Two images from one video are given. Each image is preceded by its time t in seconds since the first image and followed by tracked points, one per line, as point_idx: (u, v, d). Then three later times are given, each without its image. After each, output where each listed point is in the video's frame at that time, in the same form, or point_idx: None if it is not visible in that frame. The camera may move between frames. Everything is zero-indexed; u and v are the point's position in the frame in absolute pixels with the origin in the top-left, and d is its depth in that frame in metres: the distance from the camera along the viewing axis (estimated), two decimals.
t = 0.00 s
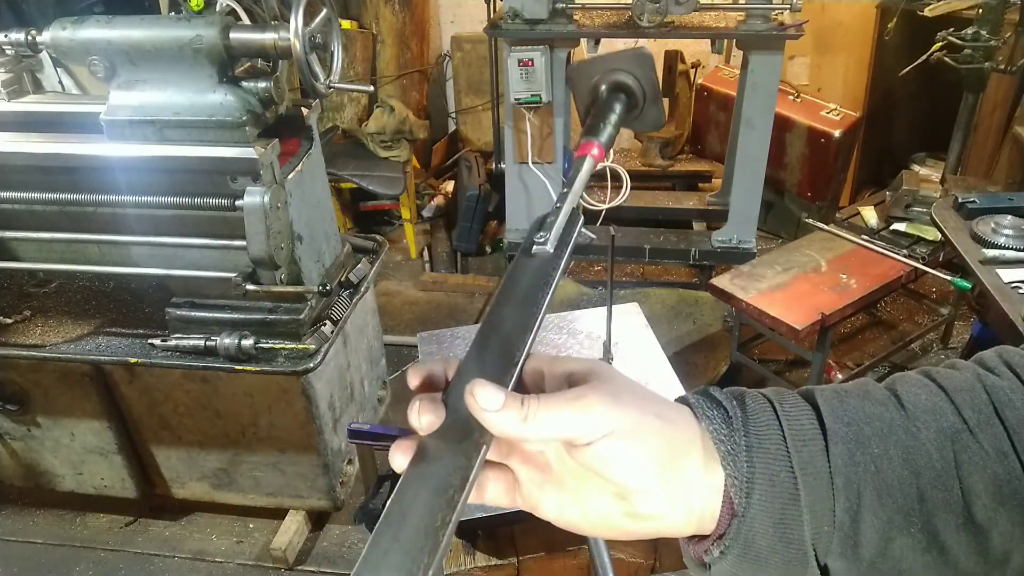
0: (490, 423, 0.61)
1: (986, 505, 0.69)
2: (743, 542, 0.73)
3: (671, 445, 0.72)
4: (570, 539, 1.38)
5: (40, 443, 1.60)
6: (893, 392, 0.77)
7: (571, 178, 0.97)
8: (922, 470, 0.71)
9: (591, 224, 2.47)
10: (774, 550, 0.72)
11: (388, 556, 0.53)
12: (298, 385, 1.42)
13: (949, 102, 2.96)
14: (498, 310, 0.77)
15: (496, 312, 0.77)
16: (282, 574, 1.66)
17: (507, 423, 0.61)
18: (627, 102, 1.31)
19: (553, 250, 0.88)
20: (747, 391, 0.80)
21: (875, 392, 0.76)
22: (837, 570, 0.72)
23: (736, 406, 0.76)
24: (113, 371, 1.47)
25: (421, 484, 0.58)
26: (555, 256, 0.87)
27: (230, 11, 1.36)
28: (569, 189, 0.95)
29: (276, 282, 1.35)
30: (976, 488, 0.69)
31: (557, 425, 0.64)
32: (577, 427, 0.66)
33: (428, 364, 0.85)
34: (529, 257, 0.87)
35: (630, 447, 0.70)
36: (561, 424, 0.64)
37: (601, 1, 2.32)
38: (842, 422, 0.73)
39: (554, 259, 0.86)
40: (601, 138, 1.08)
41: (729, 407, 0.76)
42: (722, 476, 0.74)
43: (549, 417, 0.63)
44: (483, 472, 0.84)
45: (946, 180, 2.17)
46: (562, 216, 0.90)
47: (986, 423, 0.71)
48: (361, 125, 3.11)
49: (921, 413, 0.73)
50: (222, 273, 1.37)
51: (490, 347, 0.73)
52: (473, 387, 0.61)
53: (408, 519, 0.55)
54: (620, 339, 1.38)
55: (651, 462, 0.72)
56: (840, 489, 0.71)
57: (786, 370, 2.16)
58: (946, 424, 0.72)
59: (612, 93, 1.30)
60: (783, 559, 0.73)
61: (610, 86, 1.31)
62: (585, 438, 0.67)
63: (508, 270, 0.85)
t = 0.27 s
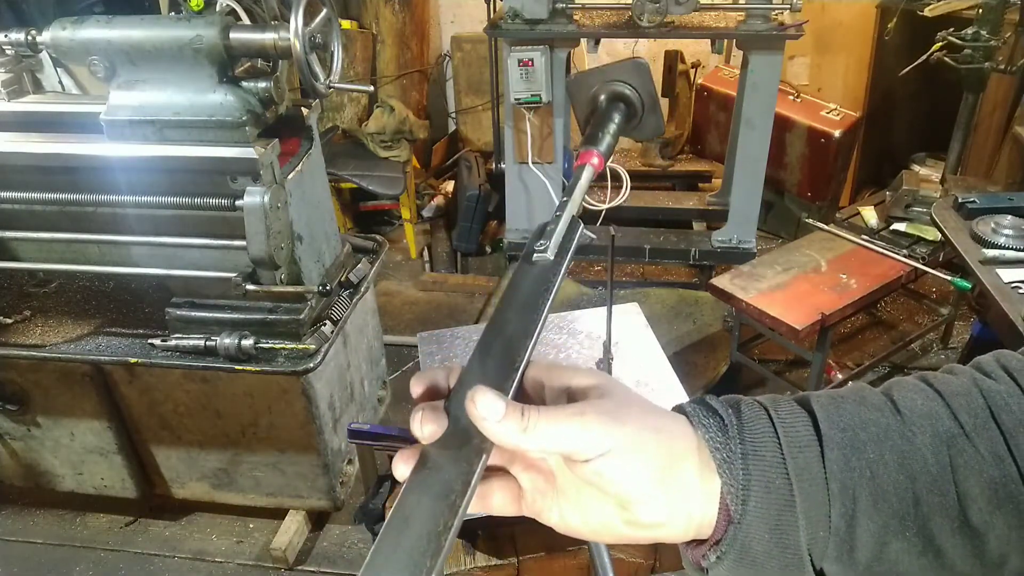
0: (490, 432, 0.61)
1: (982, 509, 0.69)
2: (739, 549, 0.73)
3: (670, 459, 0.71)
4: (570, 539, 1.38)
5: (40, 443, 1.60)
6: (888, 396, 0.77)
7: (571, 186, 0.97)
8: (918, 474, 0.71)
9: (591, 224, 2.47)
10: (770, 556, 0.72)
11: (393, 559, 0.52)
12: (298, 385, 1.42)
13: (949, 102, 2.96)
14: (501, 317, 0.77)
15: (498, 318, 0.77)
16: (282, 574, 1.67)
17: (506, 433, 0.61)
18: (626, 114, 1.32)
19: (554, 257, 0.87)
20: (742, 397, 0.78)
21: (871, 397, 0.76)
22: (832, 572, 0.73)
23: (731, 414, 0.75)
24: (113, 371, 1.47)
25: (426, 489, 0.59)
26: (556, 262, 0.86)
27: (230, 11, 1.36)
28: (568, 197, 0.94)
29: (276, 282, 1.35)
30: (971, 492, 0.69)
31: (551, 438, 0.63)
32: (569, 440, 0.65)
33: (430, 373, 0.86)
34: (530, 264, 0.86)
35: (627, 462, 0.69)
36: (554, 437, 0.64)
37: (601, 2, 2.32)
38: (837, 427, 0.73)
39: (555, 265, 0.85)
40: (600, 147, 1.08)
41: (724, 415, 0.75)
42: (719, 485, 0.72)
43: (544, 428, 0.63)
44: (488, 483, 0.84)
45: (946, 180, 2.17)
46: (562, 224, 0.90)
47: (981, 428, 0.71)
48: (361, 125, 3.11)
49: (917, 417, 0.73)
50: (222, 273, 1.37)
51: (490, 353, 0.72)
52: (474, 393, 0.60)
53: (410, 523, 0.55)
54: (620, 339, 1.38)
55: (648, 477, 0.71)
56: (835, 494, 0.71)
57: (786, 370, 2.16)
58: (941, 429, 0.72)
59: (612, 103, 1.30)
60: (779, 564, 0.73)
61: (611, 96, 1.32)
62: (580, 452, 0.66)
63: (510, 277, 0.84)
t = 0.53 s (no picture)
0: (485, 436, 0.60)
1: (982, 503, 0.69)
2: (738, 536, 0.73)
3: (667, 442, 0.73)
4: (569, 539, 1.38)
5: (40, 443, 1.60)
6: (890, 390, 0.77)
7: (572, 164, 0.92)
8: (918, 467, 0.71)
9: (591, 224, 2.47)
10: (769, 543, 0.72)
11: (381, 560, 0.52)
12: (298, 385, 1.42)
13: (949, 102, 2.96)
14: (496, 304, 0.75)
15: (494, 305, 0.75)
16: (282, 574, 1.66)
17: (504, 433, 0.60)
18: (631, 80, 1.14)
19: (553, 240, 0.84)
20: (745, 387, 0.79)
21: (873, 391, 0.76)
22: (832, 565, 0.73)
23: (733, 402, 0.76)
24: (113, 371, 1.47)
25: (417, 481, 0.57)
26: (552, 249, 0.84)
27: (230, 11, 1.36)
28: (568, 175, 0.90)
29: (276, 282, 1.35)
30: (972, 485, 0.69)
31: (548, 431, 0.64)
32: (569, 430, 0.66)
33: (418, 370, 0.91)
34: (528, 246, 0.84)
35: (626, 446, 0.71)
36: (554, 429, 0.64)
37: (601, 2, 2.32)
38: (839, 418, 0.73)
39: (551, 252, 0.83)
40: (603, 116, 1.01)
41: (725, 403, 0.76)
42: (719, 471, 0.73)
43: (542, 425, 0.63)
44: (497, 484, 0.91)
45: (946, 180, 2.17)
46: (560, 207, 0.87)
47: (982, 422, 0.71)
48: (361, 125, 3.11)
49: (919, 411, 0.73)
50: (222, 273, 1.37)
51: (486, 347, 0.70)
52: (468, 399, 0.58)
53: (401, 523, 0.54)
54: (620, 339, 1.38)
55: (647, 462, 0.73)
56: (836, 484, 0.71)
57: (786, 370, 2.16)
58: (943, 422, 0.72)
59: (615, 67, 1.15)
60: (777, 553, 0.72)
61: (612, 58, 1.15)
62: (580, 441, 0.67)
63: (507, 260, 0.82)
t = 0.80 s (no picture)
0: (485, 422, 0.59)
1: (978, 493, 0.68)
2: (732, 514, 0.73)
3: (663, 421, 0.73)
4: (570, 538, 1.38)
5: (40, 443, 1.60)
6: (891, 378, 0.77)
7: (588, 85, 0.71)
8: (915, 454, 0.70)
9: (591, 224, 2.47)
10: (763, 523, 0.72)
11: (381, 555, 0.55)
12: (298, 385, 1.42)
13: (949, 102, 2.96)
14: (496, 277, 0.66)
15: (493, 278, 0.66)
16: (282, 574, 1.66)
17: (507, 419, 0.59)
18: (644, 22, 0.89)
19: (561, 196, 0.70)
20: (744, 369, 0.80)
21: (873, 378, 0.77)
22: (824, 547, 0.73)
23: (731, 381, 0.77)
24: (113, 371, 1.47)
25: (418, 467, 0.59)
26: (562, 204, 0.70)
27: (230, 11, 1.36)
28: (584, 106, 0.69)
29: (276, 282, 1.35)
30: (968, 474, 0.69)
31: (551, 410, 0.63)
32: (570, 407, 0.65)
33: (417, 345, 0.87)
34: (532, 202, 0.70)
35: (625, 423, 0.70)
36: (555, 406, 0.63)
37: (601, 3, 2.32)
38: (837, 402, 0.74)
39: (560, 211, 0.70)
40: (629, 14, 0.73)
41: (724, 381, 0.77)
42: (715, 448, 0.74)
43: (543, 404, 0.62)
44: (492, 457, 0.91)
45: (946, 180, 2.16)
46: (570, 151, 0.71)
47: (981, 412, 0.71)
48: (361, 125, 3.11)
49: (918, 398, 0.73)
50: (222, 273, 1.37)
51: (487, 329, 0.64)
52: (464, 390, 0.58)
53: (403, 521, 0.56)
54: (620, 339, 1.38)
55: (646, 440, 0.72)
56: (831, 466, 0.71)
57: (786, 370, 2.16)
58: (941, 410, 0.72)
59: None
60: (769, 533, 0.72)
61: None
62: (580, 417, 0.67)
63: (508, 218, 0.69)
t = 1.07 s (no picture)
0: (495, 421, 0.62)
1: (975, 487, 0.69)
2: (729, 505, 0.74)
3: (673, 419, 0.73)
4: (570, 539, 1.38)
5: (40, 443, 1.60)
6: (891, 372, 0.77)
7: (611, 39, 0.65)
8: (912, 448, 0.71)
9: (591, 224, 2.47)
10: (760, 514, 0.73)
11: (395, 560, 0.61)
12: (298, 385, 1.42)
13: (949, 102, 2.96)
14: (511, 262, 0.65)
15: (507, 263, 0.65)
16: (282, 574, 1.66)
17: (515, 416, 0.62)
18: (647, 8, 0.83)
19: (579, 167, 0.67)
20: (745, 361, 0.81)
21: (874, 371, 0.77)
22: (821, 540, 0.73)
23: (732, 373, 0.78)
24: (113, 371, 1.47)
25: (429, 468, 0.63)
26: (580, 175, 0.67)
27: (230, 11, 1.36)
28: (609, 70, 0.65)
29: (276, 282, 1.35)
30: (965, 469, 0.69)
31: (558, 406, 0.64)
32: (578, 405, 0.66)
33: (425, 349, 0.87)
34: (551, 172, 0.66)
35: (634, 421, 0.71)
36: (561, 403, 0.65)
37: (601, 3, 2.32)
38: (835, 395, 0.74)
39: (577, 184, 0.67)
40: None
41: (725, 373, 0.78)
42: (715, 442, 0.75)
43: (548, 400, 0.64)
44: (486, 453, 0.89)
45: (946, 179, 2.16)
46: (592, 114, 0.66)
47: (980, 408, 0.71)
48: (361, 125, 3.11)
49: (917, 393, 0.73)
50: (222, 273, 1.37)
51: (497, 323, 0.66)
52: (471, 390, 0.61)
53: (413, 529, 0.62)
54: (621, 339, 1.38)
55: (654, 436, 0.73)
56: (828, 459, 0.71)
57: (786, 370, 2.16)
58: (939, 406, 0.72)
59: None
60: (765, 525, 0.73)
61: None
62: (588, 415, 0.67)
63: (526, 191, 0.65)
